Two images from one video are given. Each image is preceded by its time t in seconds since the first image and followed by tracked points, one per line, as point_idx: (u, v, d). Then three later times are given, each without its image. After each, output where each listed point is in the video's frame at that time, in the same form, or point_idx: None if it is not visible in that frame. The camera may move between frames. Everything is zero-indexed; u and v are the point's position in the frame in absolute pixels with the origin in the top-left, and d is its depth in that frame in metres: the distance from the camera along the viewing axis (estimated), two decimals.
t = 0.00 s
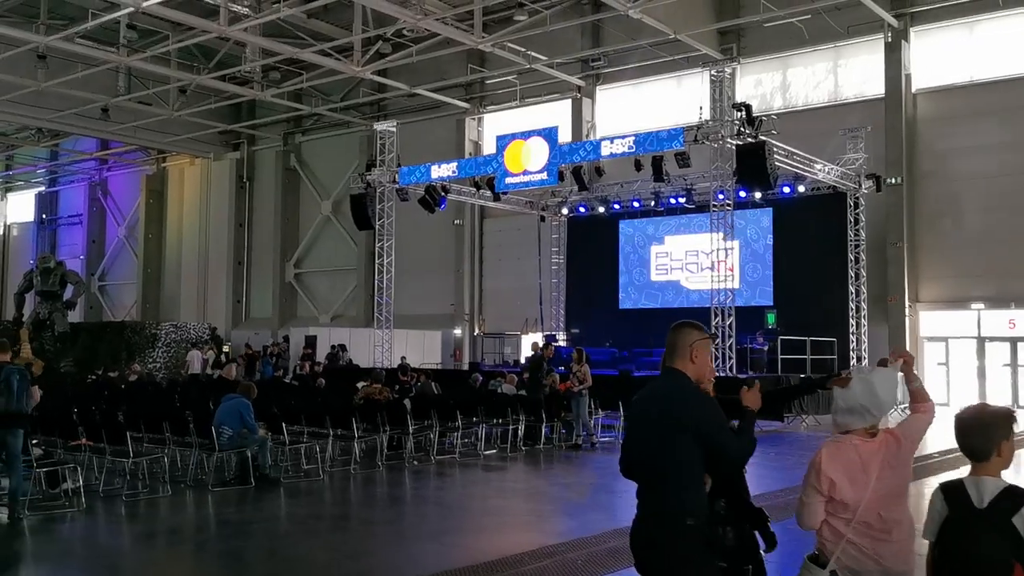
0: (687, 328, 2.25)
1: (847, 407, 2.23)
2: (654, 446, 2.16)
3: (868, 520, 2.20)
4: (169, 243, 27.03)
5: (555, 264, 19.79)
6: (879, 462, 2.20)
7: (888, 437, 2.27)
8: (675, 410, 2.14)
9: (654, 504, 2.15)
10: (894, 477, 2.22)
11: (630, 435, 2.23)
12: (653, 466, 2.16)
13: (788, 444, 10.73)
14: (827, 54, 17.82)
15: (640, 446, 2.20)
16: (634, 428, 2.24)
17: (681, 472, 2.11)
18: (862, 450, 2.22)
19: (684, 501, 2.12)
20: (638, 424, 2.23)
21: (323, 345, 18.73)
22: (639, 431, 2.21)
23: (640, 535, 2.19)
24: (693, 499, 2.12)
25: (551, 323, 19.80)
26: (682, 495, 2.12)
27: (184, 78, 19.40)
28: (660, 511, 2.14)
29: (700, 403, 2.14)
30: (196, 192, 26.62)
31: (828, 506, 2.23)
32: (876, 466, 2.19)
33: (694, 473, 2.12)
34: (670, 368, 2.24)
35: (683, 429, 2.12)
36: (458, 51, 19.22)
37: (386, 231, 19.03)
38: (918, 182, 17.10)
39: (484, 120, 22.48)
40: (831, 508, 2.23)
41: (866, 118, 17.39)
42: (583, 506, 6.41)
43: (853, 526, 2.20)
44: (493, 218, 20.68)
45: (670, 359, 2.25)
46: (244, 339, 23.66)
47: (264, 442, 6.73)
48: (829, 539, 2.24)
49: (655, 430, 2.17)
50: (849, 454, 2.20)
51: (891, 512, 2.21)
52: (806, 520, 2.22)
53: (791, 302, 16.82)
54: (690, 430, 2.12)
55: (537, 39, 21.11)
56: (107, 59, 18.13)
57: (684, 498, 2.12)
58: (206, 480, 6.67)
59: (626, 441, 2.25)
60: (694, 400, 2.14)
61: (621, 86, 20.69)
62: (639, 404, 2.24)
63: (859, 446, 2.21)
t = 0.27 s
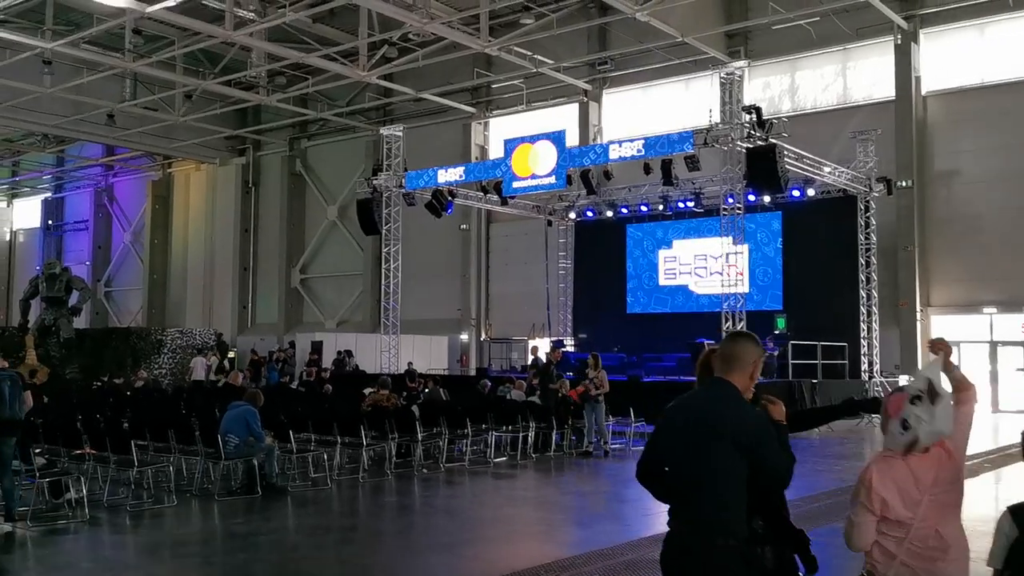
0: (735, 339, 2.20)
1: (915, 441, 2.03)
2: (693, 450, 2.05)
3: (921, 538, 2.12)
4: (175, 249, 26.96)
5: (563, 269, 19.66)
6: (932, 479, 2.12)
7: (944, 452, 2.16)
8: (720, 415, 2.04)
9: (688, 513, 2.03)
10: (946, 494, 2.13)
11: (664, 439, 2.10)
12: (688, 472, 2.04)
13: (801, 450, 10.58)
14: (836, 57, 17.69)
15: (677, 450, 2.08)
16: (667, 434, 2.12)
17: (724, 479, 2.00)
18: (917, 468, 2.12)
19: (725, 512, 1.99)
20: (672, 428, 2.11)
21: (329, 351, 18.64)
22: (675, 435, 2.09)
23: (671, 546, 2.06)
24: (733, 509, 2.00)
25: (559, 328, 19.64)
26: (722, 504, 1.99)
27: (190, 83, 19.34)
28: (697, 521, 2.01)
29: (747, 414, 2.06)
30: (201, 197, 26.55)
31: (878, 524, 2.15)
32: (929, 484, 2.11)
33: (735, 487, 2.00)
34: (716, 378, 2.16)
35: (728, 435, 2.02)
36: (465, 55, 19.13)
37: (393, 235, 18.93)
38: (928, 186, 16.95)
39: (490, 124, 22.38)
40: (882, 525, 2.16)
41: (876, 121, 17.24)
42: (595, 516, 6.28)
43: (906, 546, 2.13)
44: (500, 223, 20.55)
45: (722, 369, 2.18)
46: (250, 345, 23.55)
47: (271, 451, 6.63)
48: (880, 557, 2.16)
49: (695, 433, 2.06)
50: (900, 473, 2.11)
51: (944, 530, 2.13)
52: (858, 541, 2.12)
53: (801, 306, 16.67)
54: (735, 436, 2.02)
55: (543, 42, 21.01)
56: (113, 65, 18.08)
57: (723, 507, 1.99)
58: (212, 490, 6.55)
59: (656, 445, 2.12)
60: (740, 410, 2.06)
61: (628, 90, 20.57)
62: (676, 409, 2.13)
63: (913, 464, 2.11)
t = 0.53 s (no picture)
0: (792, 345, 2.14)
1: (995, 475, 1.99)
2: (738, 456, 2.06)
3: (975, 556, 2.09)
4: (180, 254, 26.90)
5: (570, 273, 19.52)
6: (989, 499, 2.07)
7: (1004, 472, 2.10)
8: (766, 424, 2.03)
9: (731, 518, 2.07)
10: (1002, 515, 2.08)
11: (710, 443, 2.12)
12: (732, 478, 2.06)
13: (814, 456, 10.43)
14: (845, 59, 17.55)
15: (720, 455, 2.10)
16: (714, 437, 2.14)
17: (767, 489, 2.00)
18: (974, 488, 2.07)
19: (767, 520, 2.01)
20: (719, 432, 2.13)
21: (335, 356, 18.53)
22: (720, 440, 2.11)
23: (714, 548, 2.11)
24: (775, 519, 2.01)
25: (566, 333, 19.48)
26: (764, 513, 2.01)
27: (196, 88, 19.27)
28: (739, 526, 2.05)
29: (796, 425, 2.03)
30: (207, 202, 26.47)
31: (931, 542, 2.11)
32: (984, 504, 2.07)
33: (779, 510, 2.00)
34: (768, 386, 2.13)
35: (774, 445, 2.01)
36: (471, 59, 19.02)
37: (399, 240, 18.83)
38: (939, 189, 16.79)
39: (496, 128, 22.28)
40: (934, 544, 2.12)
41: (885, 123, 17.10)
42: (608, 525, 6.14)
43: (961, 564, 2.08)
44: (506, 227, 20.41)
45: (778, 381, 2.13)
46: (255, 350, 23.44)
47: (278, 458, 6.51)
48: None
49: (741, 441, 2.06)
50: (955, 491, 2.07)
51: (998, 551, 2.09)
52: (910, 559, 2.09)
53: (811, 310, 16.53)
54: (781, 450, 2.00)
55: (550, 46, 20.91)
56: (118, 69, 18.00)
57: (764, 517, 2.01)
58: (219, 498, 6.44)
59: (702, 448, 2.15)
60: (790, 421, 2.04)
61: (635, 93, 20.44)
62: (724, 415, 2.14)
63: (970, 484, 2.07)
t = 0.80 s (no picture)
0: (852, 350, 2.05)
1: None
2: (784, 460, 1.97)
3: None
4: (182, 255, 26.81)
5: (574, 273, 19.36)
6: None
7: None
8: (821, 430, 1.94)
9: (775, 525, 1.99)
10: None
11: (755, 444, 2.03)
12: (777, 483, 1.97)
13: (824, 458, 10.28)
14: (851, 57, 17.42)
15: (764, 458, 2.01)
16: (758, 439, 2.05)
17: (823, 497, 1.91)
18: None
19: (816, 528, 1.92)
20: (764, 433, 2.04)
21: (338, 357, 18.43)
22: (766, 440, 2.02)
23: (760, 559, 2.01)
24: (824, 526, 1.91)
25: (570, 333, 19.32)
26: (813, 519, 1.92)
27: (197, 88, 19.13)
28: (782, 533, 1.96)
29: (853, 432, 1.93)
30: (208, 202, 26.35)
31: (994, 556, 2.02)
32: None
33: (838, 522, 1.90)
34: (826, 389, 2.04)
35: (826, 449, 1.92)
36: (474, 57, 18.89)
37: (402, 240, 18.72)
38: (946, 188, 16.65)
39: (499, 127, 22.15)
40: (997, 556, 2.02)
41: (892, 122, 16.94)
42: (619, 529, 6.00)
43: None
44: (509, 227, 20.28)
45: (833, 382, 2.04)
46: (257, 351, 23.31)
47: (283, 462, 6.38)
48: None
49: (796, 446, 1.96)
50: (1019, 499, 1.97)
51: None
52: (972, 574, 2.01)
53: (818, 310, 16.41)
54: (834, 455, 1.91)
55: (553, 45, 20.78)
56: (119, 68, 17.88)
57: (812, 524, 1.92)
58: (222, 502, 6.31)
59: (745, 449, 2.06)
60: (845, 426, 1.95)
61: (639, 92, 20.30)
62: (772, 417, 2.05)
63: None
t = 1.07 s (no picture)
0: (916, 355, 1.99)
1: None
2: (839, 465, 1.95)
3: None
4: (183, 255, 26.70)
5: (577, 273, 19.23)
6: None
7: None
8: (882, 444, 1.90)
9: (831, 539, 1.94)
10: None
11: (810, 449, 2.02)
12: (831, 491, 1.95)
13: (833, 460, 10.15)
14: (856, 56, 17.29)
15: (817, 464, 1.99)
16: (815, 446, 2.03)
17: (883, 511, 1.86)
18: None
19: (872, 540, 1.87)
20: (819, 440, 2.02)
21: (340, 358, 18.32)
22: (819, 446, 2.00)
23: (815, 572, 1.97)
24: (885, 543, 1.86)
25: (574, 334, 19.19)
26: (867, 528, 1.88)
27: (198, 87, 19.02)
28: (835, 541, 1.92)
29: (909, 440, 1.89)
30: (209, 202, 26.24)
31: None
32: None
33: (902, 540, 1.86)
34: (886, 399, 1.99)
35: (880, 457, 1.89)
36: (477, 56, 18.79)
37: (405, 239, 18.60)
38: (953, 187, 16.52)
39: (502, 127, 22.03)
40: None
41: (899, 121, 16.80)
42: (629, 534, 5.87)
43: None
44: (512, 227, 20.16)
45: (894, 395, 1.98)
46: (258, 352, 23.20)
47: (288, 465, 6.27)
48: None
49: (856, 459, 1.92)
50: None
51: None
52: None
53: (824, 311, 16.30)
54: (899, 469, 1.87)
55: (556, 44, 20.67)
56: (120, 67, 17.76)
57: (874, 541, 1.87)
58: (226, 506, 6.21)
59: (799, 454, 2.05)
60: (902, 433, 1.91)
61: (642, 92, 20.17)
62: (828, 426, 2.01)
63: None
